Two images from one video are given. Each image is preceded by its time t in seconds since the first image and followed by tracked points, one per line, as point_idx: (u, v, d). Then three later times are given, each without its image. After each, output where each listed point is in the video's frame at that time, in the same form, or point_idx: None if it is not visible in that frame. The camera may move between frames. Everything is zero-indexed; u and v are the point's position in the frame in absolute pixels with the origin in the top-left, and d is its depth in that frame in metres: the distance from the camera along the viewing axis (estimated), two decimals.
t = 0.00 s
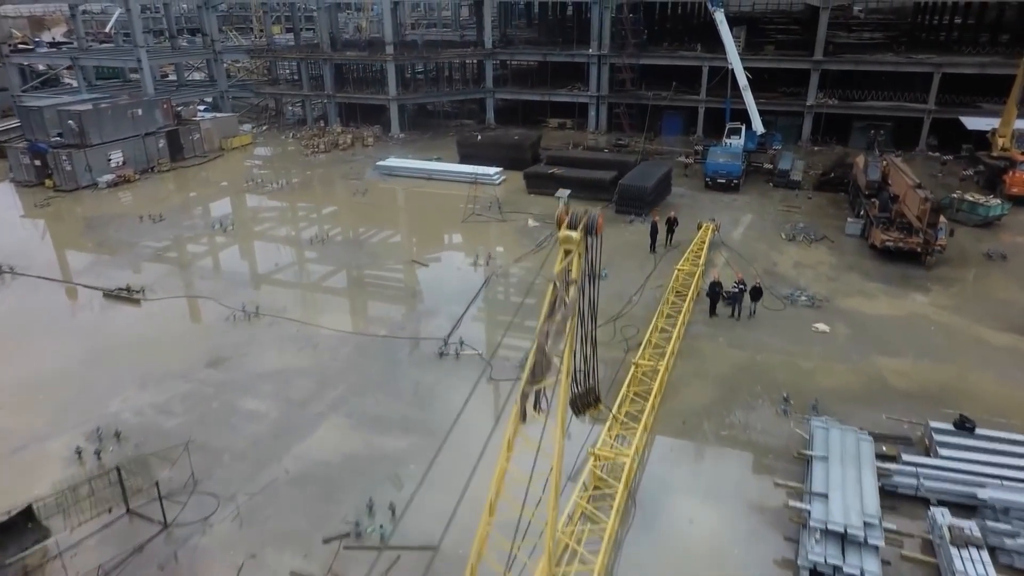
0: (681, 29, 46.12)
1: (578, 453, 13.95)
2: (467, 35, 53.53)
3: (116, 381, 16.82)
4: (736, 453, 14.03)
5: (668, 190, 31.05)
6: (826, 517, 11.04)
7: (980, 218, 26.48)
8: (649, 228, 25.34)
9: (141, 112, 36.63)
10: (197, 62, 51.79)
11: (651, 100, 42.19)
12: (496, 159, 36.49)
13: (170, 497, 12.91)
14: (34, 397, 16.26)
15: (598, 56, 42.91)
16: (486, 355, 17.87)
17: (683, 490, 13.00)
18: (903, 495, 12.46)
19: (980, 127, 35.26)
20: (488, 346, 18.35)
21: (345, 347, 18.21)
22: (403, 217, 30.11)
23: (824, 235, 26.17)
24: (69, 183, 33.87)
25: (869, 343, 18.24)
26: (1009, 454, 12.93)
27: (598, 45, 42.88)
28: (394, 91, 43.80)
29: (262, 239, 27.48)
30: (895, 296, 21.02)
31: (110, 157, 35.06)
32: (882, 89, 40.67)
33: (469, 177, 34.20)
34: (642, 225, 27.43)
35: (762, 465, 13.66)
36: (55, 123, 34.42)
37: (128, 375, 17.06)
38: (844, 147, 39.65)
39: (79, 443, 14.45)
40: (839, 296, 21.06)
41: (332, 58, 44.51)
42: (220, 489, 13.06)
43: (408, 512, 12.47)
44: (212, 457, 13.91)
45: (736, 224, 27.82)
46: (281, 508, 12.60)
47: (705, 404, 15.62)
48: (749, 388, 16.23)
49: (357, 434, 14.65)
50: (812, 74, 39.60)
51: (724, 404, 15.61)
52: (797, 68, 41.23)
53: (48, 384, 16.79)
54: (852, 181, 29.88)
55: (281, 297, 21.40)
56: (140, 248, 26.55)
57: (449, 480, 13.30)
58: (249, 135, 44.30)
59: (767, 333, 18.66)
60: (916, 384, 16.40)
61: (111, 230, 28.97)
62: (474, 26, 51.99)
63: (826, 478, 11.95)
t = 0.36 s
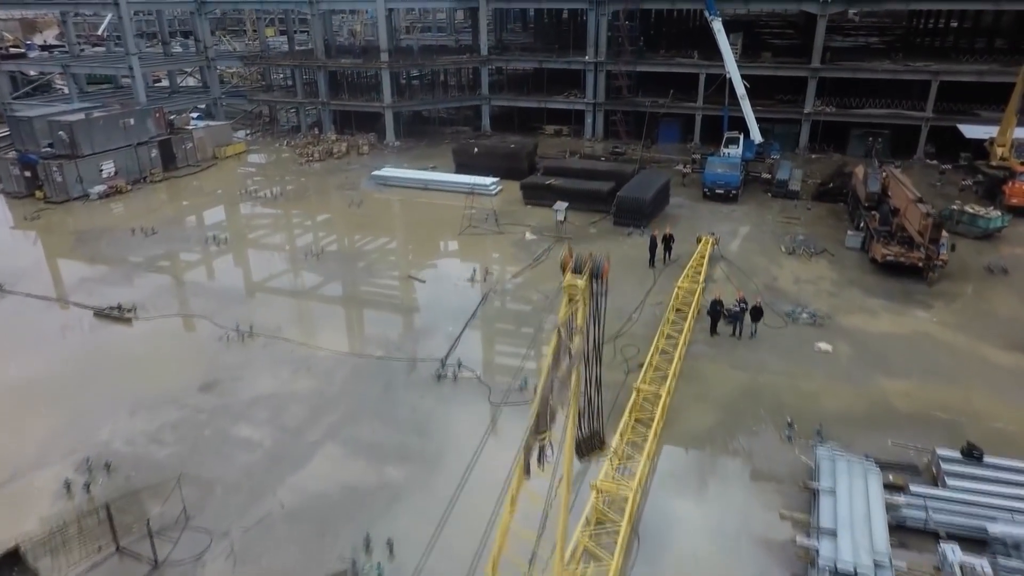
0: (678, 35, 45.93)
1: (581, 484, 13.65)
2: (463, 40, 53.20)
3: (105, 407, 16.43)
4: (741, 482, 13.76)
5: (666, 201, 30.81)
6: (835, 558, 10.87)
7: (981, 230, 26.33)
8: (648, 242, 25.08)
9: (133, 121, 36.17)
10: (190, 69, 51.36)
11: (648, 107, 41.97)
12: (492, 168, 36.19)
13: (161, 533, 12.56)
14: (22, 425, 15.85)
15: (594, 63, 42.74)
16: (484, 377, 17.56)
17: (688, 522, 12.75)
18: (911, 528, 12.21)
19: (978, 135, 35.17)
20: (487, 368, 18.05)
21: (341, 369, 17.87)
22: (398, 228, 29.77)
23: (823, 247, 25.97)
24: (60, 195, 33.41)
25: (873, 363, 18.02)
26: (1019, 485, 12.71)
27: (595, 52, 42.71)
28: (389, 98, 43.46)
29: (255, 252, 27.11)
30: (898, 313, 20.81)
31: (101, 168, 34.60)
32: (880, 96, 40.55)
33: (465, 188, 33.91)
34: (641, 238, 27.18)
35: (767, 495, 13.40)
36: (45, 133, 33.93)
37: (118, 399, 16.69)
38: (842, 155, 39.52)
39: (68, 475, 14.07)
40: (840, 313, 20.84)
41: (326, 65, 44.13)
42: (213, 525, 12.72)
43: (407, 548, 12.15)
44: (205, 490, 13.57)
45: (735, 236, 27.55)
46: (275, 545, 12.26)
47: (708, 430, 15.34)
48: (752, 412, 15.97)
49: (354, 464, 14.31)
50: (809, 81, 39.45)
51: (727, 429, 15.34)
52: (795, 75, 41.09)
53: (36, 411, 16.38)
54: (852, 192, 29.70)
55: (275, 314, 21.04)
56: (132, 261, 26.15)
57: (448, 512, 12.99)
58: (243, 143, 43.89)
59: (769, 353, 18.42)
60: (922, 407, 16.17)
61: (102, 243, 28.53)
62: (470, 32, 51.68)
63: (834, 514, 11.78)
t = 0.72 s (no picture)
0: (678, 42, 45.77)
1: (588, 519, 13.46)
2: (463, 47, 52.90)
3: (102, 435, 16.17)
4: (749, 515, 13.50)
5: (669, 212, 30.57)
6: None
7: (986, 244, 26.12)
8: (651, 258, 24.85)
9: (130, 131, 35.89)
10: (188, 76, 51.09)
11: (649, 115, 41.76)
12: (493, 179, 35.95)
13: (157, 572, 12.32)
14: (17, 454, 15.62)
15: (595, 70, 42.55)
16: (487, 402, 17.32)
17: (696, 557, 12.51)
18: (925, 565, 11.96)
19: (982, 144, 34.95)
20: (489, 391, 17.80)
21: (342, 394, 17.62)
22: (398, 240, 29.50)
23: (827, 262, 25.75)
24: (57, 207, 33.15)
25: (880, 387, 17.80)
26: None
27: (596, 60, 42.54)
28: (388, 107, 43.20)
29: (255, 265, 26.88)
30: (904, 332, 20.58)
31: (98, 179, 34.30)
32: (882, 105, 40.34)
33: (466, 199, 33.67)
34: (643, 253, 26.95)
35: (776, 530, 13.15)
36: (42, 144, 33.64)
37: (115, 427, 16.42)
38: (845, 164, 39.33)
39: (63, 508, 13.84)
40: (846, 332, 20.62)
41: (325, 73, 43.84)
42: (211, 562, 12.47)
43: None
44: (203, 524, 13.33)
45: (738, 250, 27.31)
46: None
47: (716, 459, 15.07)
48: (759, 439, 15.73)
49: (355, 496, 14.07)
50: (812, 89, 39.23)
51: (734, 458, 15.09)
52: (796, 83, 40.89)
53: (31, 439, 16.12)
54: (856, 204, 29.47)
55: (274, 334, 20.76)
56: (129, 275, 25.90)
57: (452, 547, 12.77)
58: (241, 152, 43.62)
59: (774, 376, 18.20)
60: (931, 433, 15.94)
61: (99, 256, 28.25)
62: (470, 38, 51.38)
63: (846, 555, 11.53)
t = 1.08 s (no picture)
0: (683, 50, 45.49)
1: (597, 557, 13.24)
2: (467, 54, 52.66)
3: (101, 463, 15.93)
4: (760, 553, 13.21)
5: (675, 226, 30.28)
6: None
7: (998, 260, 25.76)
8: (658, 275, 24.55)
9: (133, 142, 35.70)
10: (192, 84, 50.94)
11: (654, 125, 41.49)
12: (497, 190, 35.70)
13: None
14: (16, 483, 15.39)
15: (600, 79, 42.31)
16: (492, 429, 17.04)
17: None
18: None
19: (991, 156, 34.60)
20: (494, 417, 17.53)
21: (344, 420, 17.35)
22: (402, 254, 29.24)
23: (836, 279, 25.42)
24: (59, 219, 32.97)
25: (892, 413, 17.49)
26: None
27: (600, 69, 42.30)
28: (392, 115, 42.98)
29: (257, 280, 26.67)
30: (916, 354, 20.26)
31: (100, 190, 34.11)
32: (890, 114, 39.98)
33: (469, 211, 33.43)
34: (649, 268, 26.67)
35: (788, 569, 12.86)
36: (44, 155, 33.45)
37: (114, 455, 16.17)
38: (852, 174, 39.00)
39: (62, 542, 13.61)
40: (856, 354, 20.30)
41: (329, 81, 43.65)
42: None
43: None
44: (203, 560, 13.10)
45: (745, 265, 26.99)
46: None
47: (725, 491, 14.78)
48: (769, 469, 15.44)
49: (358, 529, 13.82)
50: (819, 99, 38.91)
51: (744, 490, 14.80)
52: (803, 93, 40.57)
53: (29, 467, 15.89)
54: (864, 218, 29.14)
55: (276, 355, 20.52)
56: (131, 290, 25.67)
57: None
58: (244, 161, 43.45)
59: (784, 402, 17.90)
60: (944, 463, 15.64)
61: (100, 270, 28.04)
62: (474, 46, 51.17)
63: None
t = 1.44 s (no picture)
0: (685, 58, 45.36)
1: None
2: (468, 60, 52.41)
3: (97, 493, 15.68)
4: None
5: (678, 238, 30.02)
6: None
7: (1004, 275, 25.52)
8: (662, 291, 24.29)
9: (132, 152, 35.48)
10: (192, 91, 50.71)
11: (657, 133, 41.25)
12: (498, 201, 35.46)
13: None
14: (11, 513, 15.13)
15: (602, 87, 42.07)
16: (494, 455, 16.79)
17: None
18: None
19: (997, 166, 34.35)
20: (496, 442, 17.28)
21: (344, 445, 17.11)
22: (402, 267, 28.98)
23: (841, 294, 25.18)
24: (57, 230, 32.71)
25: (900, 438, 17.25)
26: None
27: (602, 77, 42.06)
28: (393, 123, 42.74)
29: (257, 294, 26.45)
30: (923, 374, 20.01)
31: (99, 202, 33.87)
32: (894, 123, 39.72)
33: (471, 222, 33.18)
34: (652, 283, 26.42)
35: None
36: (42, 166, 33.19)
37: (110, 483, 15.92)
38: (856, 184, 38.75)
39: None
40: (863, 375, 20.04)
41: (329, 89, 43.42)
42: None
43: None
44: None
45: (749, 280, 26.73)
46: None
47: (732, 521, 14.53)
48: (776, 498, 15.19)
49: (359, 562, 13.59)
50: (822, 108, 38.65)
51: (751, 520, 14.55)
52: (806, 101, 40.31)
53: (25, 496, 15.64)
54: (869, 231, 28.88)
55: (275, 375, 20.28)
56: (129, 305, 25.41)
57: None
58: (244, 169, 43.23)
59: (790, 426, 17.65)
60: (954, 491, 15.40)
61: (98, 284, 27.78)
62: (475, 52, 50.92)
63: None
